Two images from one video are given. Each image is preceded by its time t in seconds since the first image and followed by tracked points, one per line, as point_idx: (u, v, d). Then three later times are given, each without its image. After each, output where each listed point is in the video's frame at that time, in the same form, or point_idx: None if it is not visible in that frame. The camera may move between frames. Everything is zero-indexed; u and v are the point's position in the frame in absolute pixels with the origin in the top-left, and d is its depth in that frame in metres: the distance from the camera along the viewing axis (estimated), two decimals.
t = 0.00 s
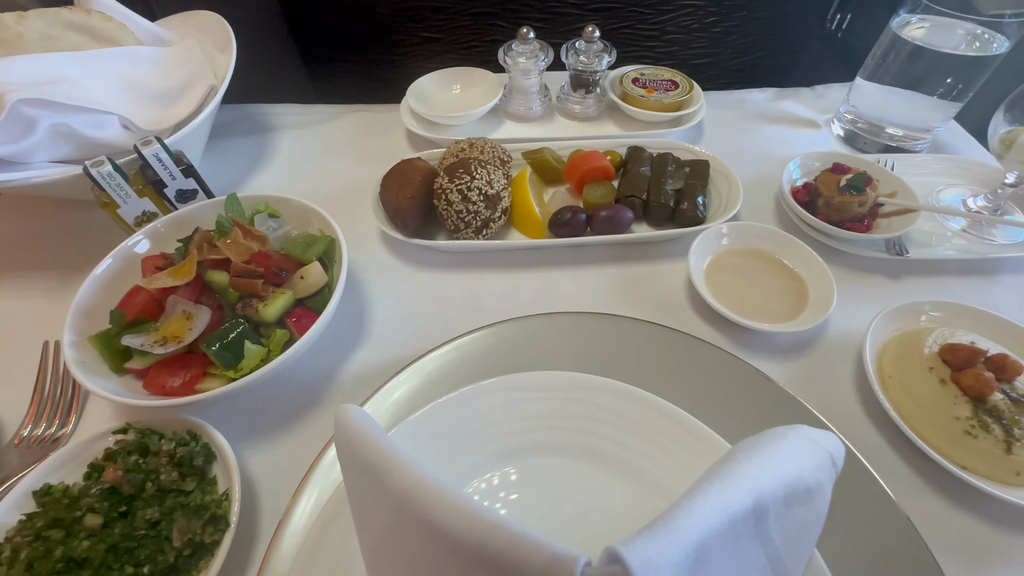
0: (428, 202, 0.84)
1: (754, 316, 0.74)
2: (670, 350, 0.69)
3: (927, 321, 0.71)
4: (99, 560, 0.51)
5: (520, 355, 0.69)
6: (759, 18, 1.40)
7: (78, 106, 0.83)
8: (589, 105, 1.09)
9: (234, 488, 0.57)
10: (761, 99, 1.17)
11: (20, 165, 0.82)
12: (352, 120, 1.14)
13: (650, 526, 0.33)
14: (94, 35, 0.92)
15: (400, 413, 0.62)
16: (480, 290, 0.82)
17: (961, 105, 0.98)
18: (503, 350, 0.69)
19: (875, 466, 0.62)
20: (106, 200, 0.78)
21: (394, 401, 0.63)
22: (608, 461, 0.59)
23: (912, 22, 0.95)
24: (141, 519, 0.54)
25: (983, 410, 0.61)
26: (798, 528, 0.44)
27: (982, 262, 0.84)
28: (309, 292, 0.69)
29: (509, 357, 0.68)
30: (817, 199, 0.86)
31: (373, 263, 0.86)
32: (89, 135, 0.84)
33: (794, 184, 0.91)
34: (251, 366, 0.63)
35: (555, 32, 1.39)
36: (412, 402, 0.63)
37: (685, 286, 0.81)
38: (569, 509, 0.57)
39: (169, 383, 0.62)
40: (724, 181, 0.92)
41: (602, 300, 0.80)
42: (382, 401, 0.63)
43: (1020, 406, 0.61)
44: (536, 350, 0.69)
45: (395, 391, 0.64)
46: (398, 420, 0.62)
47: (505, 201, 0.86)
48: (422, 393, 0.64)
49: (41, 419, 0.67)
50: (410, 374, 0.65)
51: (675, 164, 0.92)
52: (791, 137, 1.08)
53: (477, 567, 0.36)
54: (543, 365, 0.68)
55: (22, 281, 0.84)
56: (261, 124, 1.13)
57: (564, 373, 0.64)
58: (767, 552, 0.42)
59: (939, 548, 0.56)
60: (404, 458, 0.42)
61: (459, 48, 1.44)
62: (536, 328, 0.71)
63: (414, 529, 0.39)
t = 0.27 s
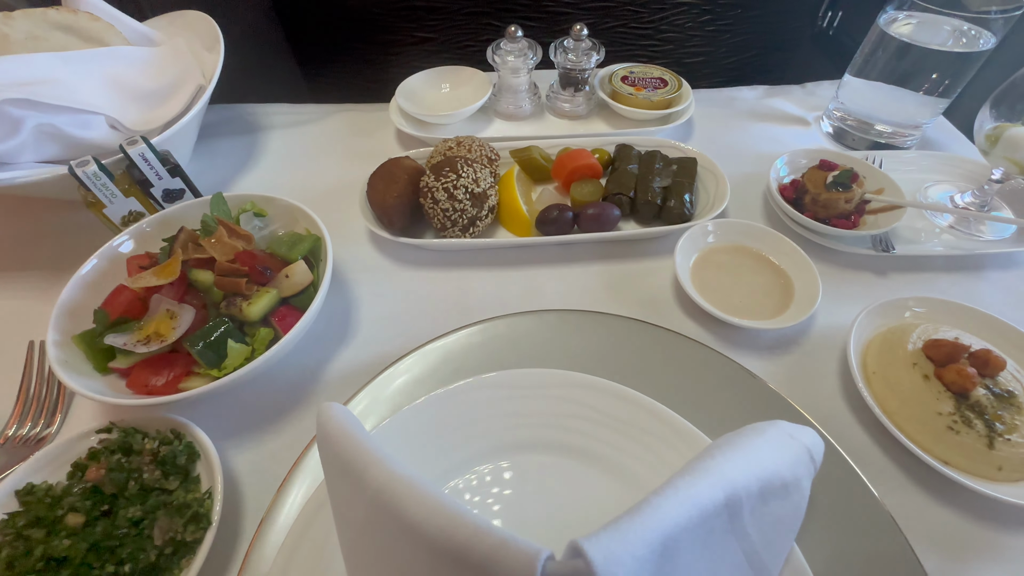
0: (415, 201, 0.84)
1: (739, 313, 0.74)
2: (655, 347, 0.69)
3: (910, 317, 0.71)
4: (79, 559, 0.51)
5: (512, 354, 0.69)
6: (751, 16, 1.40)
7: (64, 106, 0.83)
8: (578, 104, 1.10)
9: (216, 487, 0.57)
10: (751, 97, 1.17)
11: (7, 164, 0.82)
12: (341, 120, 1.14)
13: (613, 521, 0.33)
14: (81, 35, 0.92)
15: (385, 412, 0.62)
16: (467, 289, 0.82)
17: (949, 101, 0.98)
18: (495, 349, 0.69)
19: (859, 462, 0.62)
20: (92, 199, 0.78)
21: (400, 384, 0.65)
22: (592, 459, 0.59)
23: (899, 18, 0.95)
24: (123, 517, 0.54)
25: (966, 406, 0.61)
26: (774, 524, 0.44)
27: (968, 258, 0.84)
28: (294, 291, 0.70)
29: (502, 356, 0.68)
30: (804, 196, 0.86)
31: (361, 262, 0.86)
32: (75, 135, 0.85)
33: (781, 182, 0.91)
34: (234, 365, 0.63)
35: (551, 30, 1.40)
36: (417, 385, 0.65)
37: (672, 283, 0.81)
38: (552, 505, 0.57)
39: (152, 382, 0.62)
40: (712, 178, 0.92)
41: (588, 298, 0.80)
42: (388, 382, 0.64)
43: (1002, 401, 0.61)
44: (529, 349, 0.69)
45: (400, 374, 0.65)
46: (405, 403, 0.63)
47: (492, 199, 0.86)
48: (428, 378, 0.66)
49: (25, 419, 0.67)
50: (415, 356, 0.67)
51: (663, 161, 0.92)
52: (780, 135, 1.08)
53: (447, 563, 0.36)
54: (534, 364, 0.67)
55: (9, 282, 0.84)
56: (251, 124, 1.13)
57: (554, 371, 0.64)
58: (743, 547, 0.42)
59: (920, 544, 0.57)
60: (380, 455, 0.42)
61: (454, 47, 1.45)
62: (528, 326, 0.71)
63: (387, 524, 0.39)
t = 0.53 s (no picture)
0: (405, 202, 0.84)
1: (727, 313, 0.75)
2: (644, 347, 0.70)
3: (897, 316, 0.71)
4: (67, 560, 0.52)
5: (515, 356, 0.69)
6: (745, 16, 1.40)
7: (56, 109, 0.84)
8: (570, 104, 1.10)
9: (205, 488, 0.58)
10: (743, 96, 1.17)
11: None
12: (334, 121, 1.14)
13: (585, 521, 0.34)
14: (72, 38, 0.92)
15: (372, 412, 0.62)
16: (457, 290, 0.82)
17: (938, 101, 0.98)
18: (496, 350, 0.69)
19: (845, 461, 0.63)
20: (83, 203, 0.78)
21: (405, 375, 0.66)
22: (580, 460, 0.59)
23: (887, 18, 0.95)
24: (111, 519, 0.55)
25: (952, 404, 0.61)
26: (756, 523, 0.45)
27: (958, 257, 0.85)
28: (283, 293, 0.70)
29: (504, 357, 0.68)
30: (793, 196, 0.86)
31: (352, 264, 0.86)
32: (67, 138, 0.85)
33: (771, 182, 0.92)
34: (223, 366, 0.63)
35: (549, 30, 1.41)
36: (422, 375, 0.66)
37: (661, 283, 0.81)
38: (537, 506, 0.58)
39: (142, 385, 0.63)
40: (702, 179, 0.92)
41: (578, 299, 0.80)
42: (394, 372, 0.66)
43: (987, 399, 0.62)
44: (528, 351, 0.69)
45: (406, 365, 0.67)
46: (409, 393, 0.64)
47: (482, 200, 0.86)
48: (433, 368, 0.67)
49: (17, 421, 0.67)
50: (422, 348, 0.68)
51: (653, 162, 0.92)
52: (771, 135, 1.09)
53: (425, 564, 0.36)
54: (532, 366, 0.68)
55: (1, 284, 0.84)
56: (244, 126, 1.14)
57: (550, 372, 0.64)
58: (723, 546, 0.42)
59: (905, 542, 0.57)
60: (363, 455, 0.42)
61: (452, 48, 1.46)
62: (529, 327, 0.71)
63: (368, 524, 0.39)
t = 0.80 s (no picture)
0: (391, 202, 0.84)
1: (713, 312, 0.75)
2: (629, 346, 0.69)
3: (881, 314, 0.71)
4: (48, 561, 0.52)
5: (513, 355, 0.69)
6: (738, 15, 1.40)
7: (43, 111, 0.84)
8: (559, 104, 1.10)
9: (186, 488, 0.58)
10: (733, 95, 1.17)
11: None
12: (324, 122, 1.15)
13: (547, 520, 0.34)
14: (61, 40, 0.92)
15: (353, 414, 0.62)
16: (444, 290, 0.82)
17: (927, 98, 0.98)
18: (496, 349, 0.69)
19: (828, 459, 0.62)
20: (69, 204, 0.78)
21: (414, 364, 0.67)
22: (564, 460, 0.59)
23: (875, 16, 0.95)
24: (93, 519, 0.55)
25: (935, 403, 0.61)
26: (733, 523, 0.45)
27: (946, 255, 0.84)
28: (268, 293, 0.70)
29: (505, 357, 0.69)
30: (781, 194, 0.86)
31: (339, 264, 0.86)
32: (53, 139, 0.85)
33: (759, 180, 0.92)
34: (207, 367, 0.63)
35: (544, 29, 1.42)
36: (430, 364, 0.67)
37: (648, 282, 0.82)
38: (515, 506, 0.57)
39: (125, 386, 0.63)
40: (690, 178, 0.92)
41: (565, 298, 0.80)
42: (403, 359, 0.68)
43: (970, 397, 0.61)
44: (526, 351, 0.69)
45: (417, 354, 0.68)
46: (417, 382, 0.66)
47: (468, 200, 0.86)
48: (444, 358, 0.68)
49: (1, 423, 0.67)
50: (433, 337, 0.70)
51: (640, 161, 0.92)
52: (761, 133, 1.09)
53: (392, 564, 0.36)
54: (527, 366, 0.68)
55: None
56: (234, 127, 1.14)
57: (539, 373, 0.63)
58: (700, 546, 0.42)
59: (887, 541, 0.57)
60: (338, 454, 0.42)
61: (448, 48, 1.47)
62: (530, 328, 0.71)
63: (340, 523, 0.39)
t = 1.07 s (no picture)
0: (376, 202, 0.84)
1: (698, 311, 0.74)
2: (613, 344, 0.69)
3: (866, 313, 0.71)
4: (24, 563, 0.52)
5: (511, 356, 0.68)
6: (731, 14, 1.40)
7: (28, 112, 0.84)
8: (548, 103, 1.09)
9: (165, 490, 0.57)
10: (724, 93, 1.16)
11: None
12: (313, 122, 1.14)
13: (508, 523, 0.33)
14: (46, 41, 0.92)
15: (332, 415, 0.62)
16: (430, 290, 0.82)
17: (916, 96, 0.98)
18: (495, 351, 0.69)
19: (811, 459, 0.62)
20: (52, 206, 0.78)
21: (427, 356, 0.68)
22: (546, 460, 0.59)
23: (863, 13, 0.95)
24: (71, 522, 0.55)
25: (919, 401, 0.60)
26: (708, 524, 0.44)
27: (933, 253, 0.84)
28: (251, 294, 0.70)
29: (503, 359, 0.68)
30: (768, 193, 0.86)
31: (325, 265, 0.86)
32: (38, 141, 0.85)
33: (747, 179, 0.91)
34: (188, 368, 0.63)
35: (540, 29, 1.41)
36: (443, 357, 0.68)
37: (634, 282, 0.81)
38: (494, 506, 0.57)
39: (105, 387, 0.62)
40: (678, 176, 0.92)
41: (551, 297, 0.80)
42: (417, 350, 0.68)
43: (955, 396, 0.61)
44: (522, 353, 0.69)
45: (432, 346, 0.69)
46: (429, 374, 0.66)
47: (454, 200, 0.86)
48: (459, 351, 0.69)
49: None
50: (449, 329, 0.70)
51: (628, 160, 0.92)
52: (751, 131, 1.08)
53: (352, 565, 0.36)
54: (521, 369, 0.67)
55: None
56: (222, 128, 1.13)
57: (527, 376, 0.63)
58: (675, 548, 0.42)
59: (869, 541, 0.56)
60: (309, 456, 0.43)
61: (442, 48, 1.47)
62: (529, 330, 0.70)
63: (306, 523, 0.40)
